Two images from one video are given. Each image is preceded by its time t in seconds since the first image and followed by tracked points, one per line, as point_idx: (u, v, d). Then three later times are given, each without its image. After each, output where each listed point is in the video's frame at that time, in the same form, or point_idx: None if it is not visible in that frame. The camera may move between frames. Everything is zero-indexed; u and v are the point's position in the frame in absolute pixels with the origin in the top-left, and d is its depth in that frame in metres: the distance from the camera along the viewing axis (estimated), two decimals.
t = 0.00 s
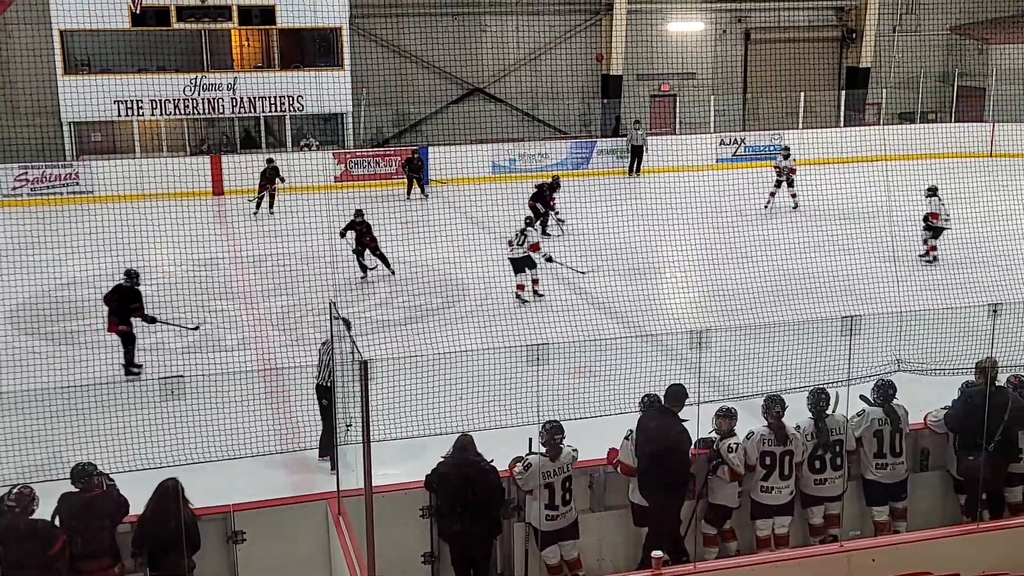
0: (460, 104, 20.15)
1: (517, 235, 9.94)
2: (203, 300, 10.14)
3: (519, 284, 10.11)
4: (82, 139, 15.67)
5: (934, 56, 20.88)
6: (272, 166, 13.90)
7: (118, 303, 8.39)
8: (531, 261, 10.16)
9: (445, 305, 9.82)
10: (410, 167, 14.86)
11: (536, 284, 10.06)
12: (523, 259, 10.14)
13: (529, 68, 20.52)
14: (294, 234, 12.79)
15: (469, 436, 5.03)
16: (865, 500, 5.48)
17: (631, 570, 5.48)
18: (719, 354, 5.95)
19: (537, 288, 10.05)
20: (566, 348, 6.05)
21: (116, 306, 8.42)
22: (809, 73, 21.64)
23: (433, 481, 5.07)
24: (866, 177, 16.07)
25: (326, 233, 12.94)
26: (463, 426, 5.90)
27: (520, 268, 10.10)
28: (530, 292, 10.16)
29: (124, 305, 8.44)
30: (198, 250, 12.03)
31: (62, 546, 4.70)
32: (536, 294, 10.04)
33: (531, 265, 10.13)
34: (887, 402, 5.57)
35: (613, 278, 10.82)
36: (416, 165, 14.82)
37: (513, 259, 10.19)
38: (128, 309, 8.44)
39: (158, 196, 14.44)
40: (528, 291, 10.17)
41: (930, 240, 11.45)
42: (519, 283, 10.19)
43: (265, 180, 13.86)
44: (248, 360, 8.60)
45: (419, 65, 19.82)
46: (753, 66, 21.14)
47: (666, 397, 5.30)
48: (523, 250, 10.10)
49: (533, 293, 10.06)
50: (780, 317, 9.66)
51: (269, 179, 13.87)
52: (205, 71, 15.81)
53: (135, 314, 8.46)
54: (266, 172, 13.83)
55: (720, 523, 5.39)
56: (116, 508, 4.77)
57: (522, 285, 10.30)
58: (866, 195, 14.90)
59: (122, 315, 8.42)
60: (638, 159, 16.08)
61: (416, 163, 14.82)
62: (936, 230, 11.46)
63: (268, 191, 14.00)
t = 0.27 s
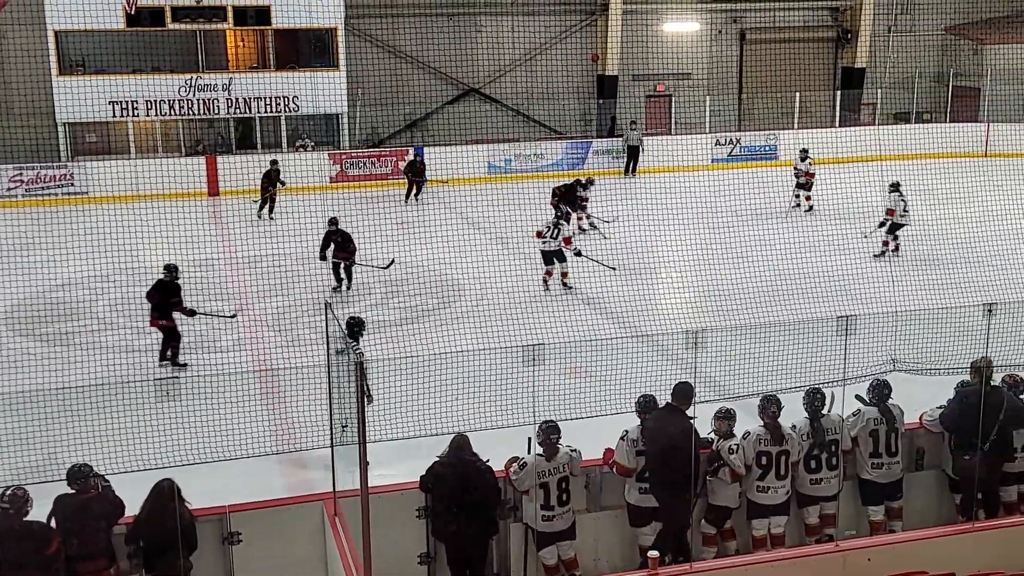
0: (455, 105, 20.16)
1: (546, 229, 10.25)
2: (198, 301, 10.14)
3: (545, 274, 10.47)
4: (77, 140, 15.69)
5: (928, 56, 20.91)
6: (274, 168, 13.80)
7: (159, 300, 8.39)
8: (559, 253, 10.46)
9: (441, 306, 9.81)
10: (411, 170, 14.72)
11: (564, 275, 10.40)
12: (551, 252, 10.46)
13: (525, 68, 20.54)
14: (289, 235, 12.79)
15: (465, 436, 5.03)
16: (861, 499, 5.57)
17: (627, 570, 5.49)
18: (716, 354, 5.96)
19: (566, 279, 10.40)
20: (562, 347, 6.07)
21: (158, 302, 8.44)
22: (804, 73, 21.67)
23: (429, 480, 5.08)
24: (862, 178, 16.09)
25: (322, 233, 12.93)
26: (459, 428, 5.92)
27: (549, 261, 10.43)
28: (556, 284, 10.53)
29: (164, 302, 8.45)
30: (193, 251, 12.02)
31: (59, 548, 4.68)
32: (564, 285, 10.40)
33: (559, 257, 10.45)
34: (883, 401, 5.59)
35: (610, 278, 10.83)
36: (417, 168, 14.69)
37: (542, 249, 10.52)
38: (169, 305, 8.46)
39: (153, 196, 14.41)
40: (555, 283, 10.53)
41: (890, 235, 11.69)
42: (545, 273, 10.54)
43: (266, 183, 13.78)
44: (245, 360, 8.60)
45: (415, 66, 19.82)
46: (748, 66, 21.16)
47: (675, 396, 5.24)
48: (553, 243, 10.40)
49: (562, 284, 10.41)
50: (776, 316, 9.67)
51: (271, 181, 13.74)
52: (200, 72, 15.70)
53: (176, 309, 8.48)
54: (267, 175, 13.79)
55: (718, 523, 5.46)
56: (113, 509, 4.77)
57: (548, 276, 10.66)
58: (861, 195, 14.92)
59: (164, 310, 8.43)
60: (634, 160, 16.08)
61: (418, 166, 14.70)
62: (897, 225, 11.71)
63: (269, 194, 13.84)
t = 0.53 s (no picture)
0: (447, 105, 20.14)
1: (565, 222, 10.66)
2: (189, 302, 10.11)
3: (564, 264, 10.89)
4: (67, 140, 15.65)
5: (919, 55, 20.94)
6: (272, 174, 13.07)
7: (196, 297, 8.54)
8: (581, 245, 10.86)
9: (434, 306, 9.81)
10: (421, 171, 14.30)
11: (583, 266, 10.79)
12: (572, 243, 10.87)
13: (516, 69, 20.55)
14: (280, 235, 12.76)
15: (458, 436, 5.06)
16: (853, 498, 5.53)
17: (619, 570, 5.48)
18: (708, 353, 5.97)
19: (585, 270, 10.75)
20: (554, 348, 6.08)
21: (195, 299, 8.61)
22: (795, 74, 21.70)
23: (422, 481, 5.07)
24: (852, 177, 16.13)
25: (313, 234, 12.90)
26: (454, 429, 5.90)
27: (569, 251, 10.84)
28: (575, 275, 10.93)
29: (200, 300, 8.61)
30: (184, 252, 11.99)
31: (47, 552, 4.65)
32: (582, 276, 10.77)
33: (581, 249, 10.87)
34: (874, 401, 5.60)
35: (602, 277, 10.83)
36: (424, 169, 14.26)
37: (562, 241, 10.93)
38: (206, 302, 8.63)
39: (143, 197, 14.37)
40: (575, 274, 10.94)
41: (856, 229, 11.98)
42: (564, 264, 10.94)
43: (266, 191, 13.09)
44: (237, 361, 8.57)
45: (406, 66, 19.80)
46: (740, 66, 21.19)
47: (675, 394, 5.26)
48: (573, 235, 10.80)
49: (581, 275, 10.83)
50: (768, 316, 9.68)
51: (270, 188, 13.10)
52: (191, 73, 15.71)
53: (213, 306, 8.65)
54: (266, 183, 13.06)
55: (711, 523, 5.43)
56: (105, 513, 4.76)
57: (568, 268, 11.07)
58: (851, 195, 14.96)
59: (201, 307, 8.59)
60: (626, 160, 16.09)
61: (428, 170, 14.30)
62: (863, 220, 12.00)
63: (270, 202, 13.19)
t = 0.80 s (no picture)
0: (435, 105, 20.14)
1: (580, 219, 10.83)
2: (176, 303, 10.07)
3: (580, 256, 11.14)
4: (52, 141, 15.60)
5: (905, 56, 20.99)
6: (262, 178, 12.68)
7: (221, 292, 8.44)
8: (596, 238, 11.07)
9: (421, 307, 9.79)
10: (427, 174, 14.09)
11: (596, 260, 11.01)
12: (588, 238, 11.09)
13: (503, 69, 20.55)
14: (267, 236, 12.72)
15: (445, 437, 5.12)
16: (841, 497, 5.59)
17: (608, 570, 5.54)
18: (696, 352, 5.96)
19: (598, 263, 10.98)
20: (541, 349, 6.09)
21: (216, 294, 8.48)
22: (782, 74, 21.75)
23: (410, 484, 5.12)
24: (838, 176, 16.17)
25: (300, 234, 12.87)
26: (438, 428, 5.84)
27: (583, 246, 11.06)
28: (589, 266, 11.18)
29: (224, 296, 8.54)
30: (170, 252, 11.94)
31: (29, 557, 4.63)
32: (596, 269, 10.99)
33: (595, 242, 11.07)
34: (860, 400, 5.60)
35: (590, 278, 10.83)
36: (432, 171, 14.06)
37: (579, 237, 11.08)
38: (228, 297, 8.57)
39: (129, 198, 14.31)
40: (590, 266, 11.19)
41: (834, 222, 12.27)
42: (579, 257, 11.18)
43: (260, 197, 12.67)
44: (224, 362, 8.54)
45: (393, 67, 19.76)
46: (727, 67, 21.22)
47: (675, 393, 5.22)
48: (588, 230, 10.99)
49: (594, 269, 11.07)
50: (755, 316, 9.69)
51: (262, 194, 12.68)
52: (176, 73, 15.63)
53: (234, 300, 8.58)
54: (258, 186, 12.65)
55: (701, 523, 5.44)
56: (85, 518, 4.70)
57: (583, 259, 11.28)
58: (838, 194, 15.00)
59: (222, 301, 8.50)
60: (613, 160, 16.09)
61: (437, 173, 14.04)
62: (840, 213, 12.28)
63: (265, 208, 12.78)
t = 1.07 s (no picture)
0: (427, 105, 20.16)
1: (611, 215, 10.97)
2: (167, 303, 10.04)
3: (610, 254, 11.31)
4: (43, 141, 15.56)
5: (895, 56, 21.04)
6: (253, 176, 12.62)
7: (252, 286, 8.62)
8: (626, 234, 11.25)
9: (413, 307, 9.79)
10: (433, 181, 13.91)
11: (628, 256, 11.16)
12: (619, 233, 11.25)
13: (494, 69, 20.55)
14: (259, 236, 12.71)
15: (437, 437, 5.13)
16: (831, 497, 5.59)
17: (599, 570, 5.55)
18: (687, 352, 5.96)
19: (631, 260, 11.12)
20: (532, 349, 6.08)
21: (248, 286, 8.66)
22: (773, 74, 21.78)
23: (401, 484, 5.10)
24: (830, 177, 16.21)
25: (292, 234, 12.87)
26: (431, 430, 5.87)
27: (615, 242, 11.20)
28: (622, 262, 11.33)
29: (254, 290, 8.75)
30: (162, 252, 11.92)
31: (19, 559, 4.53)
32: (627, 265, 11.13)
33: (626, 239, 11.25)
34: (851, 400, 5.63)
35: (582, 278, 10.85)
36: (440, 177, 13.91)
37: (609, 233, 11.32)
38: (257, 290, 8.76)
39: (120, 198, 14.27)
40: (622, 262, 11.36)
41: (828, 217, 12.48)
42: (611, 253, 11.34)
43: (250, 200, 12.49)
44: (215, 362, 8.52)
45: (385, 66, 19.76)
46: (718, 67, 21.26)
47: (682, 390, 5.32)
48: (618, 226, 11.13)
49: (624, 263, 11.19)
50: (747, 316, 9.70)
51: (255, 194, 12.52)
52: (168, 73, 15.62)
53: (263, 295, 8.80)
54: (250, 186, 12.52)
55: (693, 523, 5.46)
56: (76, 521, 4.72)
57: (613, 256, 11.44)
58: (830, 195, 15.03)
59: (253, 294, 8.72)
60: (605, 161, 16.12)
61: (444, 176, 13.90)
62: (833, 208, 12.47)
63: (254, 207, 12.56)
